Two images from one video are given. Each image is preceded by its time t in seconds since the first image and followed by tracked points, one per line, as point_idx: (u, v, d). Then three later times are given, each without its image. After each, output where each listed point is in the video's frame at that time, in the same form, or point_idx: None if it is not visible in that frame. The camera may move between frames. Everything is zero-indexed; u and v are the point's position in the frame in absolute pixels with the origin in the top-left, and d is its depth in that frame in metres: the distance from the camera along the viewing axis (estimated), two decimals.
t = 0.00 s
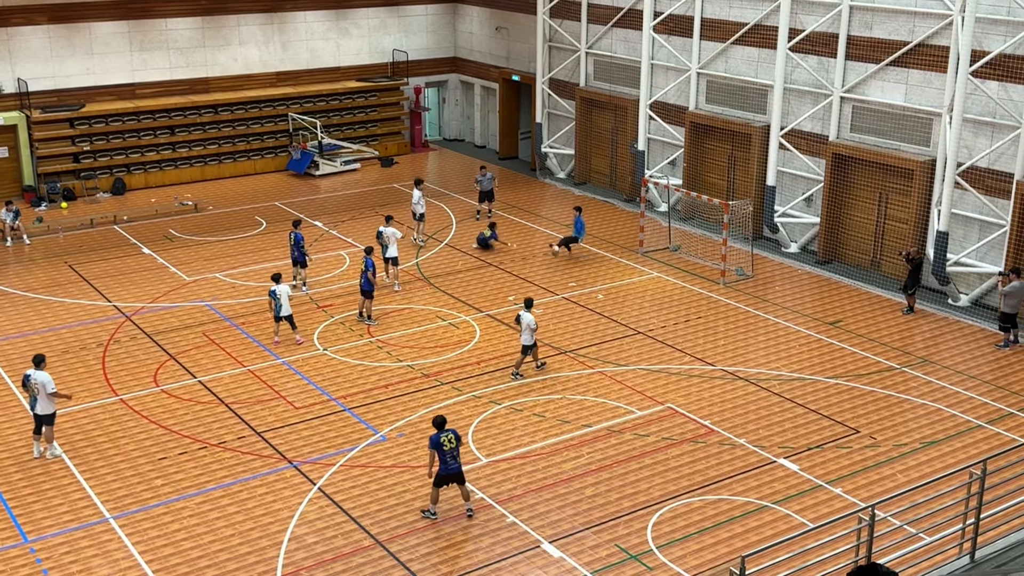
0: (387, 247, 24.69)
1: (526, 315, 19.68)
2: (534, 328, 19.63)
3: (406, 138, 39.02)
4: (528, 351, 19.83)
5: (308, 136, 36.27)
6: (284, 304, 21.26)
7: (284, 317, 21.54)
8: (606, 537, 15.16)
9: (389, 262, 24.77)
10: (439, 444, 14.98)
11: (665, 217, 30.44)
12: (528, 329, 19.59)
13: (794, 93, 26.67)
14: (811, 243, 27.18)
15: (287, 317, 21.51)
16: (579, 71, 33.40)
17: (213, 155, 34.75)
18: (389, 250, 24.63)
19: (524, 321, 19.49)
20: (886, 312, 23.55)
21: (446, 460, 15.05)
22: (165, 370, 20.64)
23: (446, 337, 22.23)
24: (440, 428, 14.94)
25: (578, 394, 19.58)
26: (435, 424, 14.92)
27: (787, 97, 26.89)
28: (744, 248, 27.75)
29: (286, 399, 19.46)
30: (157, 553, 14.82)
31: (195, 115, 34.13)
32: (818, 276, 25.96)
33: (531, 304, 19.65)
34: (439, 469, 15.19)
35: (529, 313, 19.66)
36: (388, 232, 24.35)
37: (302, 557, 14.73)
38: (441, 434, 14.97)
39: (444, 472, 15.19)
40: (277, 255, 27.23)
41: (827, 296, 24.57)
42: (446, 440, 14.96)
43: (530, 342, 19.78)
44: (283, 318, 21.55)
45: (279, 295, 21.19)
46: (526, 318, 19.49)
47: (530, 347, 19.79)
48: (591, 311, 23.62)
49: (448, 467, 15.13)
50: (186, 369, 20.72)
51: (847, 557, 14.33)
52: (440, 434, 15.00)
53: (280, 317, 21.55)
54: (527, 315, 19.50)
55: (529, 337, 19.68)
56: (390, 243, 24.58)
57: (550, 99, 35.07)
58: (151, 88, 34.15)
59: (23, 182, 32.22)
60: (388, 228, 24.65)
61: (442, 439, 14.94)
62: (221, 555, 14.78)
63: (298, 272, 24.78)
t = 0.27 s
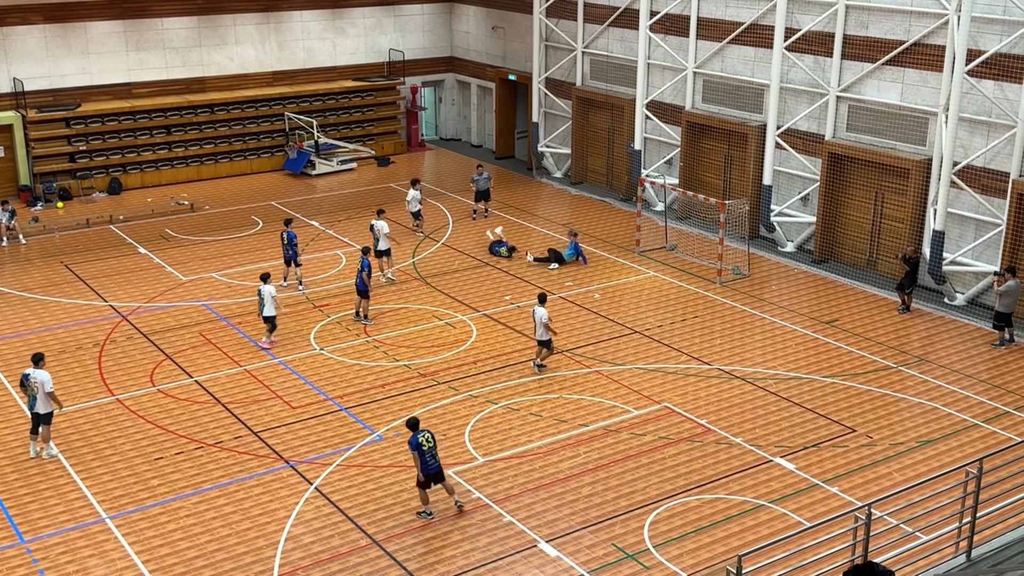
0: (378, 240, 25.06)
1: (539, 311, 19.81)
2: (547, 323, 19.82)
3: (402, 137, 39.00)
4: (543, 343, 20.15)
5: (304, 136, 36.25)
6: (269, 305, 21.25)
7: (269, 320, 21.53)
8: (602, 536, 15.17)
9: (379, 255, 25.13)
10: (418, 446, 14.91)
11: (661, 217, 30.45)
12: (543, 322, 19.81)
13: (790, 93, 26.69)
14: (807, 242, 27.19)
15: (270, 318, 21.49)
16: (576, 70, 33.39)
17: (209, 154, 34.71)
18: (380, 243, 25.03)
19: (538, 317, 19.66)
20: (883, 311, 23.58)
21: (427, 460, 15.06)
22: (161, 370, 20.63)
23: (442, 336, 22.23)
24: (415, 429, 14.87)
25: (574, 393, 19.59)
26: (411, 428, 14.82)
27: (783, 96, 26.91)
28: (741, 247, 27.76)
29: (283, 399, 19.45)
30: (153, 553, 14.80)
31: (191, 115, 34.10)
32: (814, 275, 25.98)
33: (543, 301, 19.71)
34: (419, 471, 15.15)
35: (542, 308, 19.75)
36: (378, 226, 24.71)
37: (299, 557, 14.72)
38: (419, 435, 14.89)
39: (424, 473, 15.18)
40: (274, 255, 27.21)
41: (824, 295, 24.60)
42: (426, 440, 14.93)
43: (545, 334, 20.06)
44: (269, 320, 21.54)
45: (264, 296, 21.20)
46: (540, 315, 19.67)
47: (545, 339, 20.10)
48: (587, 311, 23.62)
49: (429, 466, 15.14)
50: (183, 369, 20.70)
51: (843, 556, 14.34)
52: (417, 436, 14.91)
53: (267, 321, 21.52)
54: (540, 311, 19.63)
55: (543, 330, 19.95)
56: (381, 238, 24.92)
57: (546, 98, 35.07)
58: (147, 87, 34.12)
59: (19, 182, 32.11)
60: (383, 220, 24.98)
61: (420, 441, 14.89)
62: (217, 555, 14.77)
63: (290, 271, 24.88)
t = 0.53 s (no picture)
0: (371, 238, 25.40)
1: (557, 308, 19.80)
2: (566, 322, 19.82)
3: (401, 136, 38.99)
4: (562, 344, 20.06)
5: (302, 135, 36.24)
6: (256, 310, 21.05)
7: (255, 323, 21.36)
8: (600, 535, 15.17)
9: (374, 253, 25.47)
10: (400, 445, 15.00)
11: (660, 216, 30.46)
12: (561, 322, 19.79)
13: (788, 92, 26.70)
14: (806, 241, 27.21)
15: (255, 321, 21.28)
16: (574, 69, 33.39)
17: (207, 154, 34.68)
18: (372, 241, 25.34)
19: (555, 315, 19.68)
20: (881, 310, 23.59)
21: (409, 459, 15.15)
22: (159, 370, 20.61)
23: (441, 336, 22.22)
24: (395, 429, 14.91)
25: (573, 392, 19.59)
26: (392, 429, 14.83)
27: (781, 95, 26.92)
28: (739, 246, 27.76)
29: (281, 399, 19.44)
30: (151, 553, 14.79)
31: (190, 114, 34.06)
32: (812, 274, 25.99)
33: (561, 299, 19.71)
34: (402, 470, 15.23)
35: (559, 307, 19.79)
36: (371, 223, 25.18)
37: (297, 557, 14.71)
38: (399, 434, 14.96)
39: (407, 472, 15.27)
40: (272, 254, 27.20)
41: (822, 294, 24.61)
42: (406, 439, 15.00)
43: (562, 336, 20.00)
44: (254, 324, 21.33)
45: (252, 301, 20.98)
46: (558, 313, 19.65)
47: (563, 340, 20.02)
48: (585, 310, 23.63)
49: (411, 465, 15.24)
50: (181, 368, 20.69)
51: (842, 554, 14.35)
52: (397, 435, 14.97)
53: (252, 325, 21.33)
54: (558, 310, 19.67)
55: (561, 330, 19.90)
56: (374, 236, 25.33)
57: (545, 98, 35.07)
58: (145, 87, 34.10)
59: (18, 181, 32.19)
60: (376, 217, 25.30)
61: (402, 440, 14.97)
62: (216, 555, 14.76)
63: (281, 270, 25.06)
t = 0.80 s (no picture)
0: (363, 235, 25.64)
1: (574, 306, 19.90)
2: (582, 320, 19.91)
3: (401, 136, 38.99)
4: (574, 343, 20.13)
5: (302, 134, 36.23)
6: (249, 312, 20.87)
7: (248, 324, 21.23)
8: (600, 535, 15.17)
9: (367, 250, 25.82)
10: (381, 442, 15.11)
11: (659, 215, 30.46)
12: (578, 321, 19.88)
13: (788, 91, 26.70)
14: (805, 241, 27.22)
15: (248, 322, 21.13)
16: (574, 69, 33.39)
17: (207, 153, 34.68)
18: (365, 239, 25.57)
19: (573, 313, 19.78)
20: (881, 310, 23.58)
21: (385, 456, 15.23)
22: (159, 370, 20.60)
23: (441, 335, 22.22)
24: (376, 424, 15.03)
25: (572, 392, 19.59)
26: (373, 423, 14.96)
27: (781, 95, 26.92)
28: (739, 246, 27.76)
29: (281, 398, 19.44)
30: (151, 552, 14.79)
31: (190, 113, 34.04)
32: (812, 274, 25.99)
33: (578, 297, 19.81)
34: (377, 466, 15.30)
35: (575, 306, 19.92)
36: (362, 222, 25.26)
37: (297, 556, 14.71)
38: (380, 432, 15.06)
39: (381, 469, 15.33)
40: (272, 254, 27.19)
41: (822, 294, 24.61)
42: (385, 436, 15.11)
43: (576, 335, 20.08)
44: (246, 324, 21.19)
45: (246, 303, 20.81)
46: (575, 311, 19.77)
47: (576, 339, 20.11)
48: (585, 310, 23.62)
49: (387, 463, 15.30)
50: (181, 368, 20.68)
51: (842, 554, 14.35)
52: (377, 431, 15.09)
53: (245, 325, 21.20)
54: (575, 308, 19.79)
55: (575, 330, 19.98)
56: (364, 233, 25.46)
57: (545, 97, 35.07)
58: (145, 86, 34.10)
59: (17, 181, 32.19)
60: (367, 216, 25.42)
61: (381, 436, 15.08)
62: (216, 554, 14.76)
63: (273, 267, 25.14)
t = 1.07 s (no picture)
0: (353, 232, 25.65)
1: (586, 306, 20.08)
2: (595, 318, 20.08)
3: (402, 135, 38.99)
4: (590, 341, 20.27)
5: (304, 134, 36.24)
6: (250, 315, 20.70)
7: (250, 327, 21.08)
8: (601, 534, 15.17)
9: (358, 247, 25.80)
10: (359, 438, 15.05)
11: (661, 215, 30.45)
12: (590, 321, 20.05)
13: (790, 91, 26.69)
14: (807, 240, 27.22)
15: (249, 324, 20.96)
16: (575, 68, 33.38)
17: (208, 152, 34.69)
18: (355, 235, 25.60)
19: (585, 312, 19.96)
20: (882, 309, 23.57)
21: (365, 452, 15.20)
22: (161, 369, 20.61)
23: (442, 334, 22.22)
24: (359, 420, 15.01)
25: (574, 391, 19.59)
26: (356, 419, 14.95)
27: (782, 94, 26.91)
28: (740, 245, 27.75)
29: (282, 397, 19.45)
30: (152, 551, 14.80)
31: (191, 112, 34.04)
32: (813, 273, 25.98)
33: (592, 297, 20.02)
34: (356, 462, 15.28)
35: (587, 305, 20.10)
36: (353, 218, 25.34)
37: (298, 555, 14.72)
38: (361, 428, 15.02)
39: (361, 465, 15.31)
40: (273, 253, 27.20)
41: (823, 293, 24.60)
42: (367, 432, 15.09)
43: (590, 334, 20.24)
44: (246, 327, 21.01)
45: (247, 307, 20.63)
46: (587, 310, 19.96)
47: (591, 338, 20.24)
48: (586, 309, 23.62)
49: (366, 459, 15.27)
50: (182, 367, 20.69)
51: (842, 554, 14.35)
52: (359, 426, 15.06)
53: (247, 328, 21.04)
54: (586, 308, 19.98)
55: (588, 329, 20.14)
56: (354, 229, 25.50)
57: (546, 96, 35.07)
58: (147, 85, 34.12)
59: (19, 180, 32.20)
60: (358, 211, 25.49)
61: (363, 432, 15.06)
62: (217, 553, 14.77)
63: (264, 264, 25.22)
